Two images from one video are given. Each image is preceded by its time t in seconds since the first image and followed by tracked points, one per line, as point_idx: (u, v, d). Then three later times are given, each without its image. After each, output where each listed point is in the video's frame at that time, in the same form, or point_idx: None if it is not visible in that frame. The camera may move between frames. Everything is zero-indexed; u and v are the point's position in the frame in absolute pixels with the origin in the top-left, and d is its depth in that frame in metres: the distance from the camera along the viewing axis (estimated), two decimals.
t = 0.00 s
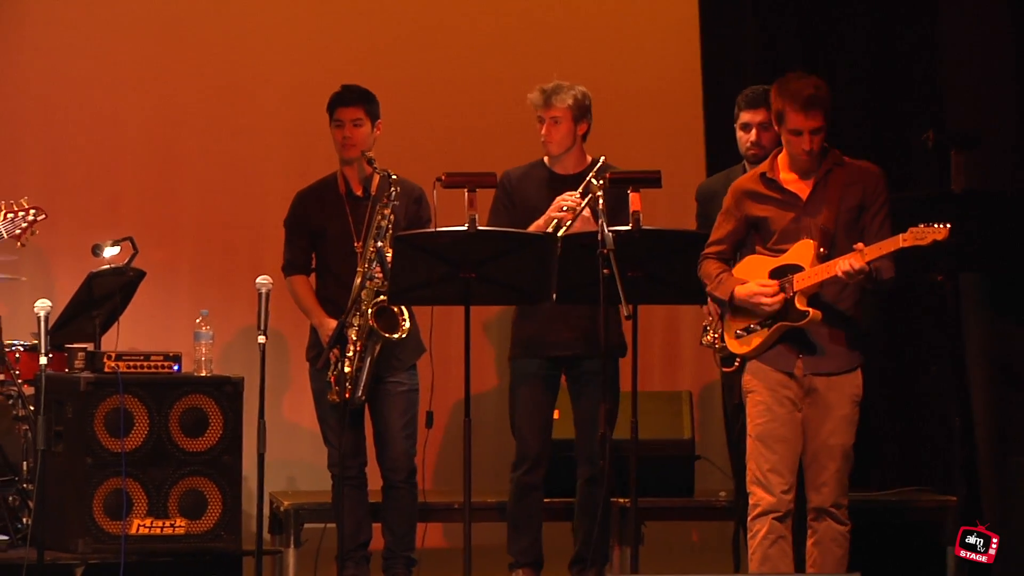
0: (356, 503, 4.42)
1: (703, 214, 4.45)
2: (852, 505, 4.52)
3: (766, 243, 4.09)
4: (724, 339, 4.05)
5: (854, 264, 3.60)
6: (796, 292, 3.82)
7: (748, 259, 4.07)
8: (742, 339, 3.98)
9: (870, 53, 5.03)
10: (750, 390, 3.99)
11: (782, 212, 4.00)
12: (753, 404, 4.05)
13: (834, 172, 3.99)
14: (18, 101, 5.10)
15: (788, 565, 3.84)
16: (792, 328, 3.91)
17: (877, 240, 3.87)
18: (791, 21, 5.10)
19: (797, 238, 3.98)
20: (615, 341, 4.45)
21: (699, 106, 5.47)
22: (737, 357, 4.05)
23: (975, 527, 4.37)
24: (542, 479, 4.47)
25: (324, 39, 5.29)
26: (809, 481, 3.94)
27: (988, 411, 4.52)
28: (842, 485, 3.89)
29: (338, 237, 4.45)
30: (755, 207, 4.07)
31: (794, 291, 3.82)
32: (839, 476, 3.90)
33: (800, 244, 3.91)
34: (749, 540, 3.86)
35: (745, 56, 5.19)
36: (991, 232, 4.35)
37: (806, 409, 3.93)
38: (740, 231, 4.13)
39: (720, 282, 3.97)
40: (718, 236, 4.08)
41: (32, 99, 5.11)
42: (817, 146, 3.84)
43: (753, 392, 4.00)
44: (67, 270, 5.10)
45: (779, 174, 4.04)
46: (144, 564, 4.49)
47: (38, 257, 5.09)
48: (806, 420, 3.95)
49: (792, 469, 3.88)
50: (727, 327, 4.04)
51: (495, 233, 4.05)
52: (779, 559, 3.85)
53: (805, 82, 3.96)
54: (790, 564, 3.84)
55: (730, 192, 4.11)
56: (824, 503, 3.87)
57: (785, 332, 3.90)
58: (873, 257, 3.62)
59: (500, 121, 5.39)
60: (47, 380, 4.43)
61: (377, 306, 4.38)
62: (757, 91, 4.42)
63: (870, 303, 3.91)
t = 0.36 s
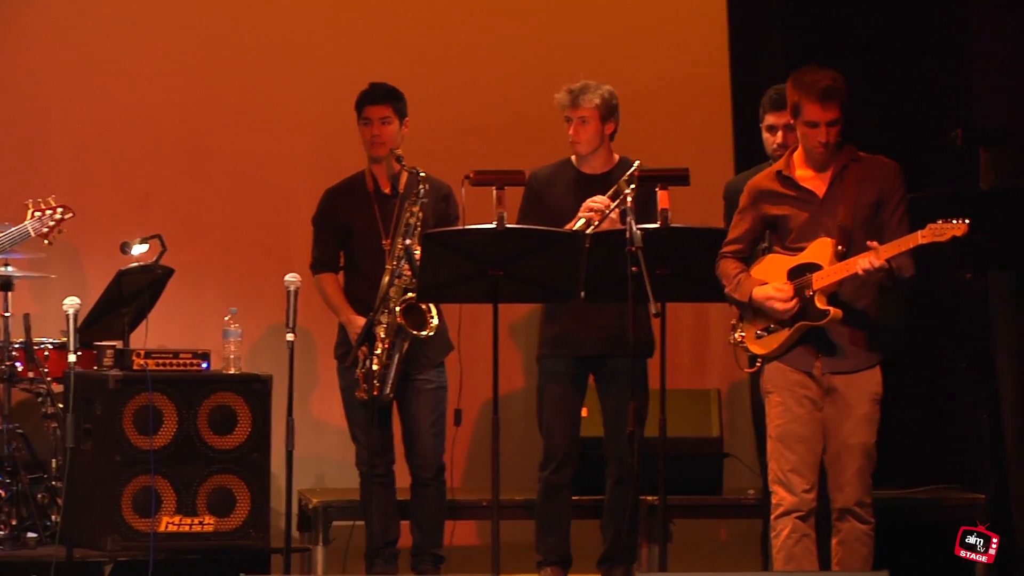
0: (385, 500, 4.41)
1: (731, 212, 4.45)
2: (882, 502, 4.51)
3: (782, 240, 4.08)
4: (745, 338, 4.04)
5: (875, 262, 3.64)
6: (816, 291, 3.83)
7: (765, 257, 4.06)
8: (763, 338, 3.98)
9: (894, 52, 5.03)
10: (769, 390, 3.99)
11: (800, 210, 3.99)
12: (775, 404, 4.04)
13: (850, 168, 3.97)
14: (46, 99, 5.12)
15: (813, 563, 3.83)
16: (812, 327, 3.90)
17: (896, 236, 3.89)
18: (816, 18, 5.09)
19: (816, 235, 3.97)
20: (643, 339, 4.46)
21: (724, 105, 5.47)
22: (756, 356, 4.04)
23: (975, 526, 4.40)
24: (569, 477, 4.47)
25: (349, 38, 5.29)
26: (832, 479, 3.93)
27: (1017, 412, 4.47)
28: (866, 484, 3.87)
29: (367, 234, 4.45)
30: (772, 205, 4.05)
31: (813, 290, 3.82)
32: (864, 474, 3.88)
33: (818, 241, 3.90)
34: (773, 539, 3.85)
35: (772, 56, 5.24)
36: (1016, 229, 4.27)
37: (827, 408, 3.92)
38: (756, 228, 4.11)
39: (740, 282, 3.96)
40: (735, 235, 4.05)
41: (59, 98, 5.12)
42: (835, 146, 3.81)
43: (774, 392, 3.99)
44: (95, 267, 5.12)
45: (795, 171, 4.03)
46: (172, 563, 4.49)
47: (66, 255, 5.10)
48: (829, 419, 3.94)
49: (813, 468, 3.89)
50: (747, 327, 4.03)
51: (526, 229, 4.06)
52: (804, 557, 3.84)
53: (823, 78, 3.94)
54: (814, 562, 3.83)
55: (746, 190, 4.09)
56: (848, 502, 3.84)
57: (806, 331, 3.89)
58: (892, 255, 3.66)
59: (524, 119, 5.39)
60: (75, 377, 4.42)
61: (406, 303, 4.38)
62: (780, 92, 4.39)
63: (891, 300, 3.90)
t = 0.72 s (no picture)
0: (429, 498, 4.41)
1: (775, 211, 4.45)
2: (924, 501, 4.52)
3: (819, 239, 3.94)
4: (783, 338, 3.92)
5: (915, 263, 3.51)
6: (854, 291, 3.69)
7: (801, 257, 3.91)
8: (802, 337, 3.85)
9: (934, 49, 5.02)
10: (807, 389, 3.86)
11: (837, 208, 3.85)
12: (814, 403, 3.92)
13: (888, 166, 3.83)
14: (90, 99, 5.17)
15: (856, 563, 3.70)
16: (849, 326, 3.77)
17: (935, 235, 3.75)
18: (857, 18, 5.10)
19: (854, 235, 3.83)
20: (686, 336, 4.44)
21: (764, 104, 5.45)
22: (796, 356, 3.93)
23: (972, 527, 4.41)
24: (611, 476, 4.46)
25: (389, 36, 5.31)
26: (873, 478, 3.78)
27: None
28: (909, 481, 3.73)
29: (410, 232, 4.45)
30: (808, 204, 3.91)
31: (852, 288, 3.68)
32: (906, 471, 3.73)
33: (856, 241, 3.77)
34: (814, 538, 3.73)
35: (814, 54, 5.21)
36: None
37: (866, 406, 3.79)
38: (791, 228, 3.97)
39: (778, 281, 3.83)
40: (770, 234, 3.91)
41: (102, 97, 5.17)
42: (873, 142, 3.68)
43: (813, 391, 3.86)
44: (138, 265, 5.17)
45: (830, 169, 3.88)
46: (215, 560, 4.48)
47: (108, 253, 5.16)
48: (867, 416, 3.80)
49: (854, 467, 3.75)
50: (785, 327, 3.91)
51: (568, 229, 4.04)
52: (846, 557, 3.70)
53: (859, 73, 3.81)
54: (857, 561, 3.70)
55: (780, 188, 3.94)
56: (890, 501, 3.70)
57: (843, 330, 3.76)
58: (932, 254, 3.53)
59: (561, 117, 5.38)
60: (119, 375, 4.43)
61: (450, 301, 4.36)
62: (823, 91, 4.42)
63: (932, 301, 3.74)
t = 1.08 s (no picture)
0: (461, 495, 4.43)
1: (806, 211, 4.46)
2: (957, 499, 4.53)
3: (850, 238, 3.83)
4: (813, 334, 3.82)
5: (943, 258, 3.45)
6: (885, 287, 3.60)
7: (831, 255, 3.82)
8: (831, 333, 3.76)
9: (964, 48, 5.03)
10: (839, 385, 3.75)
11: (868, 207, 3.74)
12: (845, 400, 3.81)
13: (919, 164, 3.71)
14: (122, 97, 5.20)
15: (887, 560, 3.62)
16: (879, 323, 3.67)
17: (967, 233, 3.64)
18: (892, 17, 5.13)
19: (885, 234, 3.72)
20: (717, 334, 4.45)
21: (790, 102, 5.51)
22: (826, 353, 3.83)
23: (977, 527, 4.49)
24: (643, 473, 4.47)
25: (419, 35, 5.34)
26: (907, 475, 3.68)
27: None
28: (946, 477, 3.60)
29: (442, 229, 4.45)
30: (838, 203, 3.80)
31: (883, 285, 3.60)
32: (941, 467, 3.60)
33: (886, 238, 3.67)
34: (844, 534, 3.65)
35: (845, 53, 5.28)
36: None
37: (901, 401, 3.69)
38: (822, 226, 3.86)
39: (807, 279, 3.73)
40: (800, 232, 3.82)
41: (134, 94, 5.19)
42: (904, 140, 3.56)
43: (843, 388, 3.75)
44: (170, 263, 5.19)
45: (861, 167, 3.77)
46: (246, 556, 4.50)
47: (139, 251, 5.18)
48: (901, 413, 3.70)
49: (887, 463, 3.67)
50: (815, 322, 3.81)
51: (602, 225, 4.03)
52: (877, 553, 3.62)
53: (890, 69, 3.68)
54: (889, 559, 3.62)
55: (810, 187, 3.83)
56: (926, 497, 3.58)
57: (873, 327, 3.66)
58: (961, 250, 3.46)
59: (590, 116, 5.42)
60: (151, 373, 4.43)
61: (482, 299, 4.36)
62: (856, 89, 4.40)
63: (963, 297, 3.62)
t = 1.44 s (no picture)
0: (496, 492, 4.43)
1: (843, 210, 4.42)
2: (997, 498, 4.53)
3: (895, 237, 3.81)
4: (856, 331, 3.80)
5: (980, 254, 3.42)
6: (927, 284, 3.58)
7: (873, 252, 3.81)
8: (875, 330, 3.74)
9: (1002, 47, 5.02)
10: (882, 381, 3.75)
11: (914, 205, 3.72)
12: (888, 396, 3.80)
13: (964, 162, 3.70)
14: (159, 95, 5.23)
15: (926, 557, 3.60)
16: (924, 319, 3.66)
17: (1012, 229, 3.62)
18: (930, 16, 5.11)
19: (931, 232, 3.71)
20: (754, 331, 4.46)
21: (826, 99, 5.49)
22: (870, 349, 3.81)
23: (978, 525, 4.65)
24: (680, 470, 4.50)
25: (457, 32, 5.34)
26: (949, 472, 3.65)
27: None
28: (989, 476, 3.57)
29: (479, 227, 4.45)
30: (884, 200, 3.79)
31: (925, 283, 3.58)
32: (984, 465, 3.57)
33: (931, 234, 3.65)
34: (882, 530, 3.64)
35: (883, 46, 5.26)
36: None
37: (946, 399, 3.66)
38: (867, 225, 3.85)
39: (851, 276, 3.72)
40: (845, 230, 3.80)
41: (172, 92, 5.22)
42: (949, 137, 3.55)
43: (886, 384, 3.75)
44: (207, 261, 5.23)
45: (906, 165, 3.76)
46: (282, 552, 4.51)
47: (176, 249, 5.21)
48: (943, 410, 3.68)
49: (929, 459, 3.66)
50: (859, 320, 3.79)
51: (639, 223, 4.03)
52: (915, 550, 3.61)
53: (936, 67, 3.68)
54: (928, 556, 3.60)
55: (856, 185, 3.82)
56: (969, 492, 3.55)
57: (917, 323, 3.65)
58: (1001, 246, 3.44)
59: (624, 111, 5.40)
60: (187, 370, 4.43)
61: (519, 298, 4.33)
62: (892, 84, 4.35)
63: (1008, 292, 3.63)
